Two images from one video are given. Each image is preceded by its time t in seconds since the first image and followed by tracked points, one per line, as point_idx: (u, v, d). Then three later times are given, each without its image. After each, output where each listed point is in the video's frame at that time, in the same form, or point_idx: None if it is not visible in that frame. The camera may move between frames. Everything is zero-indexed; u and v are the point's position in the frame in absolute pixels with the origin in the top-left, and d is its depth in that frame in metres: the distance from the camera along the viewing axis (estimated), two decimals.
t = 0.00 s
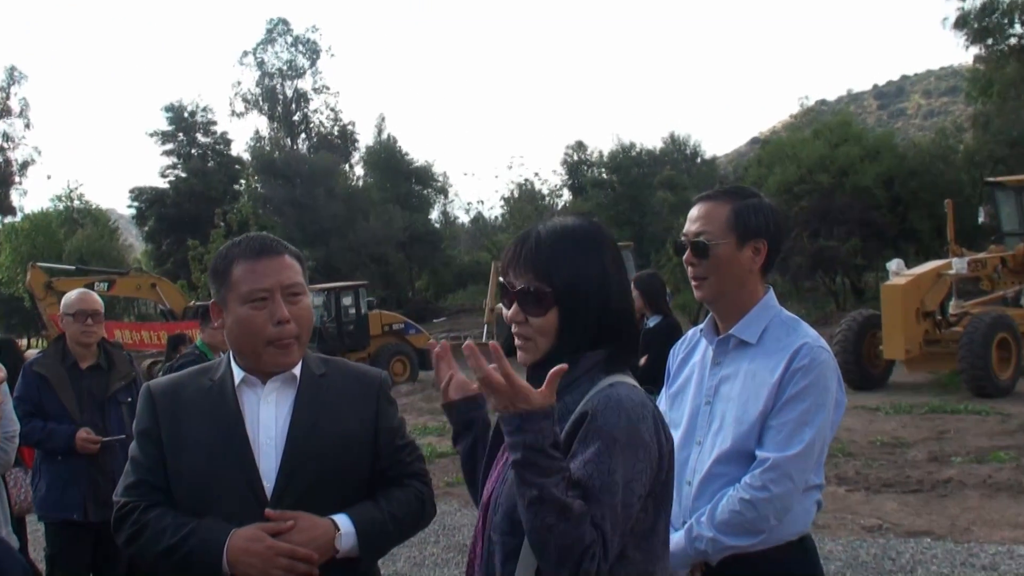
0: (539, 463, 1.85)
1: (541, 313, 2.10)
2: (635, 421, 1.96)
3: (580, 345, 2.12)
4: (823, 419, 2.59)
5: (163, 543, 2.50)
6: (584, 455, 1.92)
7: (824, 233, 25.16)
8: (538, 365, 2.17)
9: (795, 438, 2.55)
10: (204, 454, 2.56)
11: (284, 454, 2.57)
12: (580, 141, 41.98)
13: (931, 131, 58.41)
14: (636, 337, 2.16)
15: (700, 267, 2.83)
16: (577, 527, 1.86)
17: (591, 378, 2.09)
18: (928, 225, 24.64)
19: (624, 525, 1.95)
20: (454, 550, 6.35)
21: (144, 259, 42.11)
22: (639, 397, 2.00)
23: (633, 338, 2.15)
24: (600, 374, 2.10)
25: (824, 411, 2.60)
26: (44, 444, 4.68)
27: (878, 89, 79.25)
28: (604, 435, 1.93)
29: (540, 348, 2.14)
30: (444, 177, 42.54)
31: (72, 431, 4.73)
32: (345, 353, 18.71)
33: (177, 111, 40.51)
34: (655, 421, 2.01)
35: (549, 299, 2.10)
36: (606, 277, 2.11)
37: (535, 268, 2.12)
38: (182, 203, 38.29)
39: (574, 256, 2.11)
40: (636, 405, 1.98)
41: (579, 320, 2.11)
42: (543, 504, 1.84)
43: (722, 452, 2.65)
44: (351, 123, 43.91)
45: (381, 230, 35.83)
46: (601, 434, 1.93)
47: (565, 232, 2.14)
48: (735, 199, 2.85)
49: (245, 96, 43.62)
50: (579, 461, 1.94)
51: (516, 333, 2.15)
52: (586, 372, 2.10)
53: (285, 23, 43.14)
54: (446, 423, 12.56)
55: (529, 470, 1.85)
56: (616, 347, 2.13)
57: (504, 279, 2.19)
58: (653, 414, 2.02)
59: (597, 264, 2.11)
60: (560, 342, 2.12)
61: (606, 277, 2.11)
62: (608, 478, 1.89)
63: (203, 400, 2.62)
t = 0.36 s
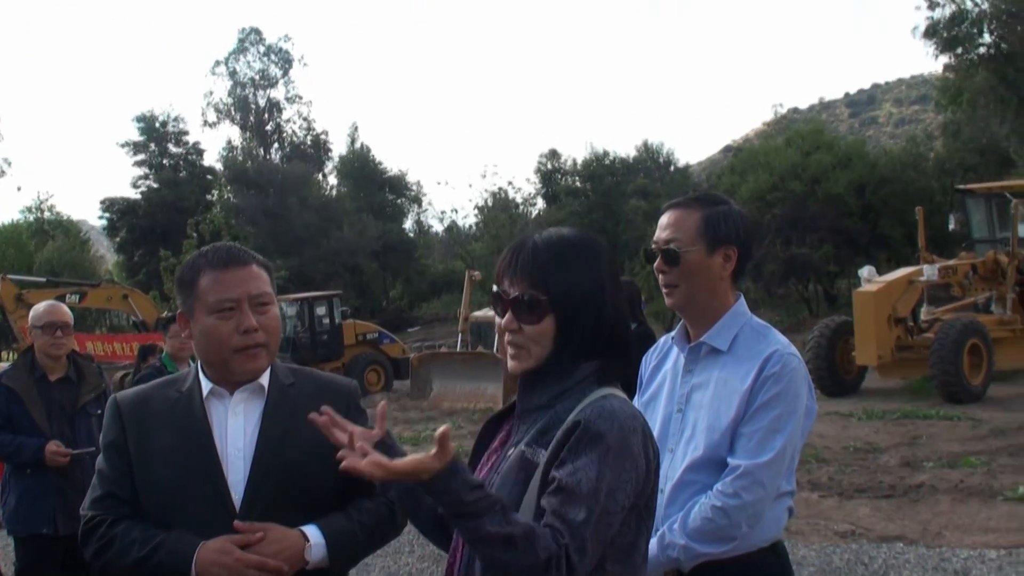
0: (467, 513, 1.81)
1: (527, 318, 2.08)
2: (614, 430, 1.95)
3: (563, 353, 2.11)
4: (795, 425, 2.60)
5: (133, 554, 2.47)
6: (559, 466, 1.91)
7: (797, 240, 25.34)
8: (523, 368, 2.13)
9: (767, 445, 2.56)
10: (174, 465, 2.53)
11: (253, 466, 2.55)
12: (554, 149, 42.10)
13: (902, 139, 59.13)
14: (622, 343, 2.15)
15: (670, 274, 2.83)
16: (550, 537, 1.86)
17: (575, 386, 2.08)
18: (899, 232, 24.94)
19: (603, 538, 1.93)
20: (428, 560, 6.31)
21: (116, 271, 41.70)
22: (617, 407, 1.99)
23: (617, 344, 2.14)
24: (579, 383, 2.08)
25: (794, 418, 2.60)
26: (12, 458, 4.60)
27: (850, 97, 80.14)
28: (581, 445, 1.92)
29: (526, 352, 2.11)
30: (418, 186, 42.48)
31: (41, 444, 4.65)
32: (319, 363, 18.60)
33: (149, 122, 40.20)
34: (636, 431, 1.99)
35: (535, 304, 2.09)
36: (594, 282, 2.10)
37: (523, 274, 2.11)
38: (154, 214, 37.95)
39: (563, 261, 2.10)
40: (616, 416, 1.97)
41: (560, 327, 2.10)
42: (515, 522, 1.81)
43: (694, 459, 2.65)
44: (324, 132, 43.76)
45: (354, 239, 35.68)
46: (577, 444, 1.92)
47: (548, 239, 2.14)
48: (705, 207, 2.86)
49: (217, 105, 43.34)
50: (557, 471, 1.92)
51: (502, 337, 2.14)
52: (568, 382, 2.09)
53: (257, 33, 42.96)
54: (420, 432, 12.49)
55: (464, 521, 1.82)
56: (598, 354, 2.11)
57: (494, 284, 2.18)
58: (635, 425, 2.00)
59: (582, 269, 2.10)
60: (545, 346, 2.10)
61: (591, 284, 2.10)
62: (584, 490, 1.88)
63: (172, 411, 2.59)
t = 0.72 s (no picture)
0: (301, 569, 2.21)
1: (502, 314, 2.07)
2: (590, 433, 1.93)
3: (538, 357, 2.09)
4: (767, 430, 2.60)
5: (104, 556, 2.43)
6: (530, 469, 1.90)
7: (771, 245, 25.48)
8: (494, 368, 2.11)
9: (740, 449, 2.56)
10: (143, 469, 2.50)
11: (225, 469, 2.52)
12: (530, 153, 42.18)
13: (875, 145, 59.77)
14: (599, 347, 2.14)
15: (644, 277, 2.83)
16: (520, 541, 1.85)
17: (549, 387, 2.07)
18: (872, 238, 25.20)
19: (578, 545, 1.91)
20: (400, 563, 6.30)
21: (88, 271, 41.24)
22: (590, 409, 1.98)
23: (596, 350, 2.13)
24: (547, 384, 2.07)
25: (767, 422, 2.61)
26: None
27: (824, 103, 80.82)
28: (554, 449, 1.90)
29: (500, 349, 2.09)
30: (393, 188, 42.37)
31: (11, 446, 4.58)
32: (292, 366, 18.50)
33: (122, 122, 39.83)
34: (609, 438, 1.99)
35: (513, 302, 2.08)
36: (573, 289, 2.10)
37: (498, 277, 2.10)
38: (127, 215, 37.60)
39: (539, 264, 2.09)
40: (589, 417, 1.95)
41: (533, 331, 2.09)
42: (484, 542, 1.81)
43: (668, 463, 2.65)
44: (299, 134, 43.55)
45: (329, 241, 35.50)
46: (550, 448, 1.91)
47: (528, 245, 2.13)
48: (680, 210, 2.86)
49: (191, 106, 43.00)
50: (529, 475, 1.90)
51: (475, 335, 2.13)
52: (538, 382, 2.06)
53: (232, 34, 42.71)
54: (394, 436, 12.45)
55: None
56: (572, 356, 2.10)
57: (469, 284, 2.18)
58: (608, 432, 1.99)
59: (562, 275, 2.09)
60: (520, 347, 2.09)
61: (569, 288, 2.09)
62: (559, 494, 1.87)
63: (140, 414, 2.56)
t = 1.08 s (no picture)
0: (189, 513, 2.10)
1: (493, 317, 2.06)
2: (573, 436, 1.92)
3: (529, 365, 2.07)
4: (757, 434, 2.60)
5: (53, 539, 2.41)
6: (511, 472, 1.89)
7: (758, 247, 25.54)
8: (486, 372, 2.10)
9: (729, 453, 2.56)
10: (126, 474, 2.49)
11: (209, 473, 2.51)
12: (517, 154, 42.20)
13: (860, 147, 60.10)
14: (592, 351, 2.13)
15: (635, 281, 2.82)
16: (500, 548, 1.84)
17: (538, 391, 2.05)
18: (858, 239, 25.31)
19: (561, 551, 1.89)
20: (387, 565, 6.28)
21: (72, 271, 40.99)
22: (576, 410, 1.97)
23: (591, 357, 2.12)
24: (537, 390, 2.05)
25: (757, 426, 2.60)
26: None
27: (809, 105, 81.13)
28: (535, 452, 1.89)
29: (489, 352, 2.08)
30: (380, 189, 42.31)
31: None
32: (278, 366, 18.44)
33: (107, 121, 39.59)
34: (594, 442, 1.97)
35: (506, 306, 2.07)
36: (567, 296, 2.08)
37: (493, 284, 2.09)
38: (112, 215, 37.39)
39: (532, 272, 2.08)
40: (571, 417, 1.94)
41: (525, 340, 2.07)
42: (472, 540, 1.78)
43: (658, 467, 2.65)
44: (285, 134, 43.42)
45: (316, 242, 35.41)
46: (532, 452, 1.90)
47: (522, 253, 2.12)
48: (670, 213, 2.85)
49: (177, 105, 42.80)
50: (513, 480, 1.89)
51: (467, 339, 2.12)
52: (526, 388, 2.05)
53: (218, 34, 42.55)
54: (381, 437, 12.41)
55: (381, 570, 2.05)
56: (564, 360, 2.08)
57: (464, 290, 2.16)
58: (593, 433, 1.98)
59: (557, 288, 2.08)
60: (511, 352, 2.08)
61: (564, 298, 2.08)
62: (541, 498, 1.86)
63: (125, 419, 2.55)
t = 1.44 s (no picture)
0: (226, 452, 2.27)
1: (508, 320, 2.08)
2: (577, 441, 1.92)
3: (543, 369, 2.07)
4: (770, 436, 2.60)
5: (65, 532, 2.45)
6: (515, 475, 1.91)
7: (769, 250, 25.54)
8: (497, 376, 2.11)
9: (742, 455, 2.57)
10: (140, 471, 2.51)
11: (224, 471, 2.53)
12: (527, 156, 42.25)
13: (871, 150, 59.97)
14: (609, 354, 2.14)
15: (648, 282, 2.83)
16: (502, 552, 1.85)
17: (552, 395, 2.05)
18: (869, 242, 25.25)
19: (566, 555, 1.90)
20: (397, 565, 6.31)
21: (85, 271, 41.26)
22: (584, 415, 1.98)
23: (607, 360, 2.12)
24: (551, 393, 2.04)
25: (770, 428, 2.61)
26: None
27: (820, 108, 81.00)
28: (539, 456, 1.90)
29: (501, 358, 2.10)
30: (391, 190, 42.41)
31: (9, 445, 4.57)
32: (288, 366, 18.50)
33: (119, 121, 39.83)
34: (599, 448, 1.97)
35: (521, 310, 2.08)
36: (582, 300, 2.09)
37: (509, 287, 2.11)
38: (124, 215, 37.57)
39: (545, 280, 2.10)
40: (578, 422, 1.95)
41: (541, 342, 2.08)
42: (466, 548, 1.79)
43: (671, 469, 2.66)
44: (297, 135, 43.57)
45: (326, 243, 35.56)
46: (536, 454, 1.91)
47: (536, 259, 2.14)
48: (683, 216, 2.86)
49: (189, 106, 42.98)
50: (517, 480, 1.89)
51: (481, 345, 2.14)
52: (541, 392, 2.04)
53: (229, 34, 42.66)
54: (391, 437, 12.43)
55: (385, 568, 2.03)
56: (580, 360, 2.08)
57: (480, 295, 2.18)
58: (600, 437, 1.98)
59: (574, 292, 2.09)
60: (524, 355, 2.09)
61: (580, 301, 2.09)
62: (542, 501, 1.86)
63: (139, 416, 2.59)
